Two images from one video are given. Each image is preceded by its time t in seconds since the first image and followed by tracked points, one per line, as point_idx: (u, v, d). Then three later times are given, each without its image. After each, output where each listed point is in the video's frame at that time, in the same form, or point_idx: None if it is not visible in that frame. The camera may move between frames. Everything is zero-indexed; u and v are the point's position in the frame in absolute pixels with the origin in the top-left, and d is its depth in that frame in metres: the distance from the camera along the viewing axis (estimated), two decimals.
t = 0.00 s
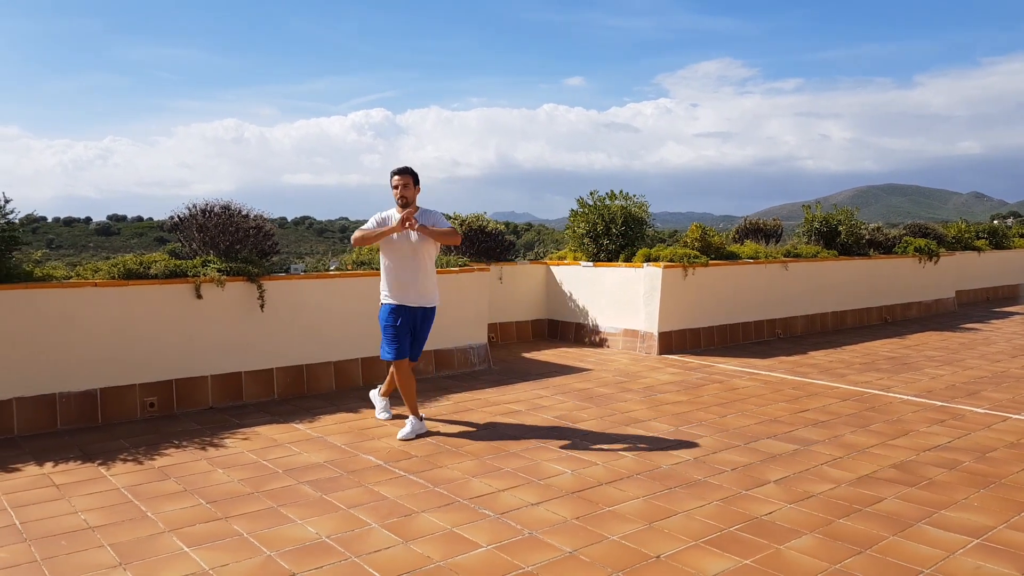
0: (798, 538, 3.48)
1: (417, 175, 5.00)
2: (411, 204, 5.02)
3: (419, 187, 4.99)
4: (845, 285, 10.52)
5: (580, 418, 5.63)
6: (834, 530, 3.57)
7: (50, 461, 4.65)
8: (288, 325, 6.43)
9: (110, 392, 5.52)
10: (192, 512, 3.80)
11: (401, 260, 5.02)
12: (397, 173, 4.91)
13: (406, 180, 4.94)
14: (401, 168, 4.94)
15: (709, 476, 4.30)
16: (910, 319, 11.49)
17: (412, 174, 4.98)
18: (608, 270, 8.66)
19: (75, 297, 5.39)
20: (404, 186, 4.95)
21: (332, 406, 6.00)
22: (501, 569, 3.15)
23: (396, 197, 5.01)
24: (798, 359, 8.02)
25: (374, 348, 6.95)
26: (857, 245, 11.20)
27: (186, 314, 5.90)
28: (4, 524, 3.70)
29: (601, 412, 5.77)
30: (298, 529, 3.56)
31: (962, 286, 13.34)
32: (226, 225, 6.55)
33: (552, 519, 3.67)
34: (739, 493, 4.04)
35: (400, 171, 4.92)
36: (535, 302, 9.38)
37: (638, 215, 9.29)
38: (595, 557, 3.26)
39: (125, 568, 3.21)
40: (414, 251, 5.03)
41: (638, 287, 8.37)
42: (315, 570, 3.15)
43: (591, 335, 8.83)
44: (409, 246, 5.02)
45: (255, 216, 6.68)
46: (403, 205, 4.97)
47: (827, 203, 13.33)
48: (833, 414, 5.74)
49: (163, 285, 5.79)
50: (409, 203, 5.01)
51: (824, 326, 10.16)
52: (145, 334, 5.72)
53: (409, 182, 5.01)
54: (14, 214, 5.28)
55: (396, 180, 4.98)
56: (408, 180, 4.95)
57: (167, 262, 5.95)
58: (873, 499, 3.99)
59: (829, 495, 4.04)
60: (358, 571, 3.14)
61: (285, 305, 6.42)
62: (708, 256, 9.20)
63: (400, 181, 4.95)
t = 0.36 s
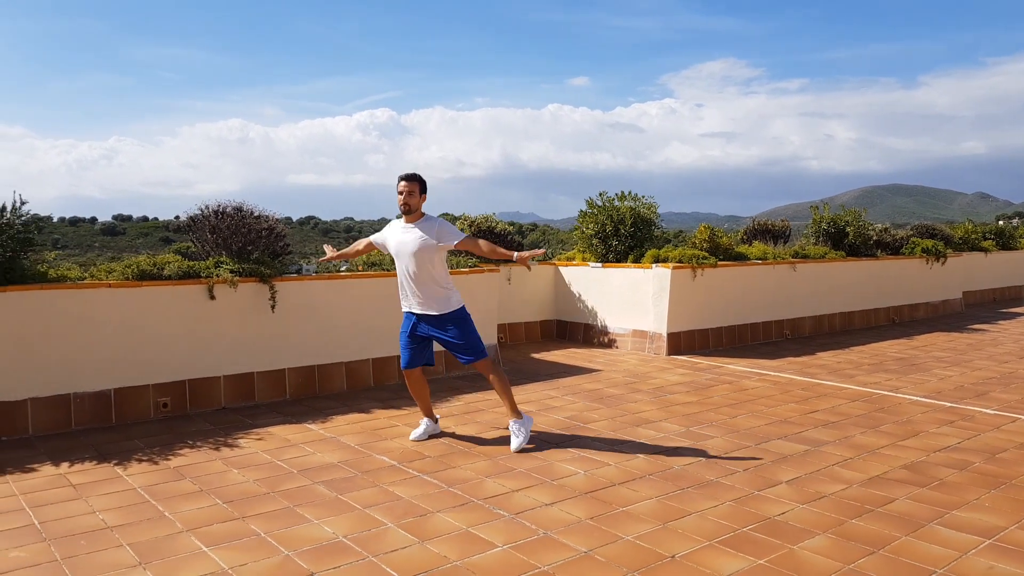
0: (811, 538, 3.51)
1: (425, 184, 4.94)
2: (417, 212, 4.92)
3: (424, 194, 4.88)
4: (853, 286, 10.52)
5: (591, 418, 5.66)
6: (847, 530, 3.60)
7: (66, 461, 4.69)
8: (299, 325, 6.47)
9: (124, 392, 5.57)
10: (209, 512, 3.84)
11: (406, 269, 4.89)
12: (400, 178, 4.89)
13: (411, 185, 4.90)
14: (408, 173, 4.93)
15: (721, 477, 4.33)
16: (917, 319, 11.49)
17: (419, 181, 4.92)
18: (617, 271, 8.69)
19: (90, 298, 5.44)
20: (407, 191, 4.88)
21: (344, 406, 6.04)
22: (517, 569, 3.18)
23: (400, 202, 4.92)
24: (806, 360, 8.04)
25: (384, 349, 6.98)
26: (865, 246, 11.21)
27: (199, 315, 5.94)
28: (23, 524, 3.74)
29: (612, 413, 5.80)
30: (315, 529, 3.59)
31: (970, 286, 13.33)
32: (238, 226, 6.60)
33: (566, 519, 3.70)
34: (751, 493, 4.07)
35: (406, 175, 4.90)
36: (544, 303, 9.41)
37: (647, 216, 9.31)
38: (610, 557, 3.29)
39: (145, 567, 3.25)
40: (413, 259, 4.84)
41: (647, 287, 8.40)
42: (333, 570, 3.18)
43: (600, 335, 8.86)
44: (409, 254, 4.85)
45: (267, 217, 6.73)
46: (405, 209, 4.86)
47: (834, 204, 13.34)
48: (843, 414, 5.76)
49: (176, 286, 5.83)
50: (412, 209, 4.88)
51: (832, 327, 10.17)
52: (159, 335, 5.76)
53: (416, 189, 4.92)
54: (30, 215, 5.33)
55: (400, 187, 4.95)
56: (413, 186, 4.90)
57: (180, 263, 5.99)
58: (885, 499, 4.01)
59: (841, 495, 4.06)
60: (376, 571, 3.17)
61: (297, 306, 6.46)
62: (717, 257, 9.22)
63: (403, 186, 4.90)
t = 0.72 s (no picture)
0: (822, 537, 3.52)
1: (441, 173, 4.90)
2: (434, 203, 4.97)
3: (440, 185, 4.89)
4: (858, 286, 10.53)
5: (599, 418, 5.68)
6: (858, 530, 3.61)
7: (78, 461, 4.71)
8: (307, 326, 6.49)
9: (133, 392, 5.59)
10: (222, 511, 3.86)
11: (422, 261, 4.96)
12: (416, 171, 4.89)
13: (426, 178, 4.88)
14: (420, 165, 4.88)
15: (731, 477, 4.35)
16: (922, 320, 11.50)
17: (433, 172, 4.90)
18: (623, 271, 8.71)
19: (100, 298, 5.46)
20: (422, 185, 4.90)
21: (352, 406, 6.07)
22: (530, 569, 3.19)
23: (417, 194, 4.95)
24: (812, 360, 8.05)
25: (392, 349, 7.00)
26: (869, 247, 11.22)
27: (208, 315, 5.96)
28: (37, 523, 3.76)
29: (619, 413, 5.82)
30: (328, 529, 3.61)
31: (974, 287, 13.34)
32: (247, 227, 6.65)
33: (578, 518, 3.72)
34: (761, 493, 4.08)
35: (421, 167, 4.89)
36: (550, 303, 9.43)
37: (652, 216, 9.33)
38: (622, 556, 3.31)
39: (161, 566, 3.27)
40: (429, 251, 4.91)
41: (653, 288, 8.41)
42: (348, 569, 3.20)
43: (605, 336, 8.88)
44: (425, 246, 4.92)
45: (276, 219, 6.78)
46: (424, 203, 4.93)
47: (838, 204, 13.35)
48: (850, 414, 5.77)
49: (185, 286, 5.85)
50: (430, 201, 4.94)
51: (836, 327, 10.18)
52: (168, 335, 5.78)
53: (431, 179, 4.91)
54: (40, 215, 5.36)
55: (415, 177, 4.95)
56: (427, 178, 4.89)
57: (189, 263, 6.01)
58: (894, 499, 4.03)
59: (850, 495, 4.08)
60: (391, 570, 3.19)
61: (305, 306, 6.48)
62: (722, 257, 9.24)
63: (417, 180, 4.90)
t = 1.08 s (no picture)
0: (833, 537, 3.53)
1: (462, 170, 4.85)
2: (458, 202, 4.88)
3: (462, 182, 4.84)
4: (862, 286, 10.54)
5: (606, 419, 5.69)
6: (868, 530, 3.62)
7: (88, 461, 4.72)
8: (314, 326, 6.50)
9: (142, 392, 5.60)
10: (233, 511, 3.87)
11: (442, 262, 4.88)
12: (437, 170, 4.82)
13: (449, 175, 4.82)
14: (441, 164, 4.81)
15: (740, 477, 4.36)
16: (925, 320, 11.51)
17: (455, 169, 4.84)
18: (627, 271, 8.72)
19: (108, 298, 5.47)
20: (446, 182, 4.83)
21: (360, 406, 6.08)
22: (544, 568, 3.21)
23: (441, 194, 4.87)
24: (817, 360, 8.06)
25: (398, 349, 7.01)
26: (873, 247, 11.23)
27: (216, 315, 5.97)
28: (49, 523, 3.78)
29: (626, 413, 5.83)
30: (341, 528, 3.62)
31: (977, 287, 13.35)
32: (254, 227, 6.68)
33: (589, 518, 3.73)
34: (771, 493, 4.09)
35: (440, 165, 4.83)
36: (554, 304, 9.45)
37: (657, 217, 9.34)
38: (634, 556, 3.32)
39: (175, 566, 3.28)
40: (454, 251, 4.87)
41: (658, 288, 8.43)
42: (362, 569, 3.21)
43: (610, 336, 8.89)
44: (451, 246, 4.87)
45: (283, 218, 6.82)
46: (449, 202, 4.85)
47: (841, 204, 13.37)
48: (857, 415, 5.78)
49: (193, 286, 5.86)
50: (456, 199, 4.87)
51: (840, 328, 10.19)
52: (176, 335, 5.79)
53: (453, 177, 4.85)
54: (49, 216, 5.37)
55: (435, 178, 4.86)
56: (450, 175, 4.83)
57: (197, 263, 6.02)
58: (903, 499, 4.04)
59: (860, 495, 4.09)
60: (404, 569, 3.20)
61: (312, 306, 6.49)
62: (727, 257, 9.26)
63: (440, 179, 4.82)
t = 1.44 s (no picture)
0: (841, 536, 3.54)
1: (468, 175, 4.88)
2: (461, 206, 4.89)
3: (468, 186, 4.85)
4: (863, 286, 10.56)
5: (611, 418, 5.69)
6: (875, 528, 3.63)
7: (94, 460, 4.72)
8: (319, 326, 6.51)
9: (147, 391, 5.61)
10: (241, 509, 3.88)
11: (449, 269, 4.85)
12: (443, 172, 4.84)
13: (455, 178, 4.84)
14: (447, 167, 4.83)
15: (746, 476, 4.36)
16: (927, 320, 11.52)
17: (461, 173, 4.86)
18: (630, 271, 8.73)
19: (114, 297, 5.48)
20: (451, 186, 4.84)
21: (364, 405, 6.08)
22: (552, 566, 3.21)
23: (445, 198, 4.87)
24: (819, 360, 8.07)
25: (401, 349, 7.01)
26: (874, 247, 11.25)
27: (221, 315, 5.98)
28: (57, 522, 3.78)
29: (631, 413, 5.84)
30: (349, 527, 3.63)
31: (977, 287, 13.36)
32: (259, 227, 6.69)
33: (596, 517, 3.74)
34: (777, 492, 4.10)
35: (445, 168, 4.84)
36: (557, 304, 9.45)
37: (659, 217, 9.35)
38: (643, 554, 3.33)
39: (184, 564, 3.28)
40: (461, 257, 4.85)
41: (661, 288, 8.44)
42: (371, 567, 3.21)
43: (613, 336, 8.90)
44: (458, 253, 4.85)
45: (287, 218, 6.83)
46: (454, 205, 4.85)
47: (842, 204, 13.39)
48: (861, 414, 5.79)
49: (198, 286, 5.86)
50: (461, 203, 4.88)
51: (842, 327, 10.20)
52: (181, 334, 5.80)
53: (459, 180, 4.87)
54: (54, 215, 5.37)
55: (440, 181, 4.88)
56: (456, 179, 4.85)
57: (203, 263, 6.03)
58: (910, 498, 4.05)
59: (866, 494, 4.09)
60: (413, 568, 3.21)
61: (317, 306, 6.50)
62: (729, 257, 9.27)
63: (446, 181, 4.84)
